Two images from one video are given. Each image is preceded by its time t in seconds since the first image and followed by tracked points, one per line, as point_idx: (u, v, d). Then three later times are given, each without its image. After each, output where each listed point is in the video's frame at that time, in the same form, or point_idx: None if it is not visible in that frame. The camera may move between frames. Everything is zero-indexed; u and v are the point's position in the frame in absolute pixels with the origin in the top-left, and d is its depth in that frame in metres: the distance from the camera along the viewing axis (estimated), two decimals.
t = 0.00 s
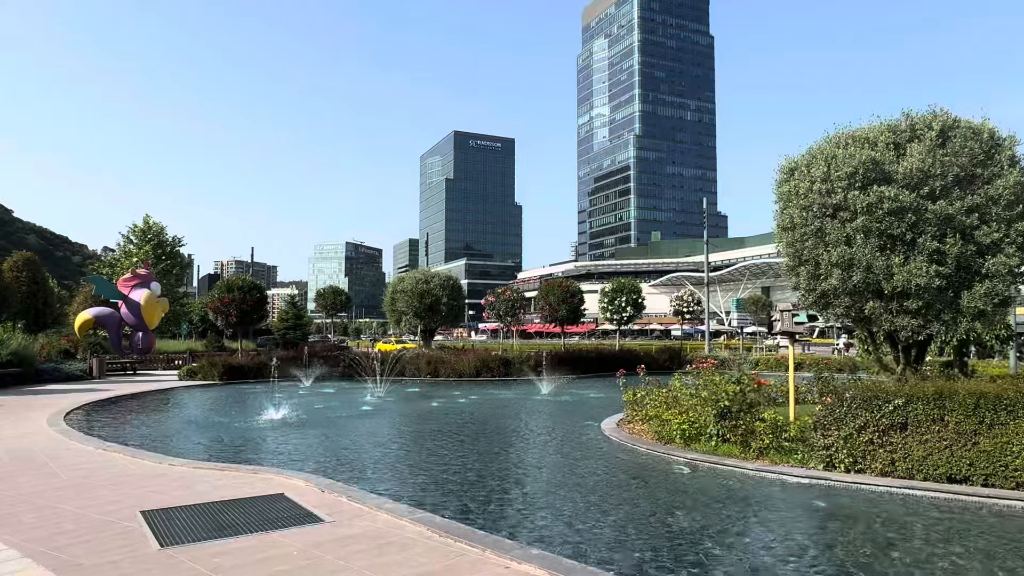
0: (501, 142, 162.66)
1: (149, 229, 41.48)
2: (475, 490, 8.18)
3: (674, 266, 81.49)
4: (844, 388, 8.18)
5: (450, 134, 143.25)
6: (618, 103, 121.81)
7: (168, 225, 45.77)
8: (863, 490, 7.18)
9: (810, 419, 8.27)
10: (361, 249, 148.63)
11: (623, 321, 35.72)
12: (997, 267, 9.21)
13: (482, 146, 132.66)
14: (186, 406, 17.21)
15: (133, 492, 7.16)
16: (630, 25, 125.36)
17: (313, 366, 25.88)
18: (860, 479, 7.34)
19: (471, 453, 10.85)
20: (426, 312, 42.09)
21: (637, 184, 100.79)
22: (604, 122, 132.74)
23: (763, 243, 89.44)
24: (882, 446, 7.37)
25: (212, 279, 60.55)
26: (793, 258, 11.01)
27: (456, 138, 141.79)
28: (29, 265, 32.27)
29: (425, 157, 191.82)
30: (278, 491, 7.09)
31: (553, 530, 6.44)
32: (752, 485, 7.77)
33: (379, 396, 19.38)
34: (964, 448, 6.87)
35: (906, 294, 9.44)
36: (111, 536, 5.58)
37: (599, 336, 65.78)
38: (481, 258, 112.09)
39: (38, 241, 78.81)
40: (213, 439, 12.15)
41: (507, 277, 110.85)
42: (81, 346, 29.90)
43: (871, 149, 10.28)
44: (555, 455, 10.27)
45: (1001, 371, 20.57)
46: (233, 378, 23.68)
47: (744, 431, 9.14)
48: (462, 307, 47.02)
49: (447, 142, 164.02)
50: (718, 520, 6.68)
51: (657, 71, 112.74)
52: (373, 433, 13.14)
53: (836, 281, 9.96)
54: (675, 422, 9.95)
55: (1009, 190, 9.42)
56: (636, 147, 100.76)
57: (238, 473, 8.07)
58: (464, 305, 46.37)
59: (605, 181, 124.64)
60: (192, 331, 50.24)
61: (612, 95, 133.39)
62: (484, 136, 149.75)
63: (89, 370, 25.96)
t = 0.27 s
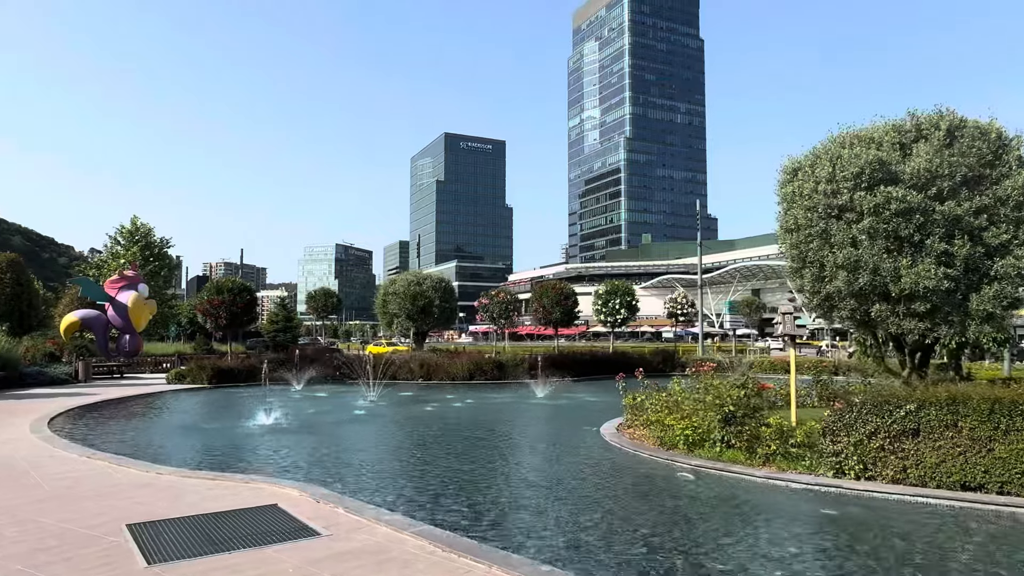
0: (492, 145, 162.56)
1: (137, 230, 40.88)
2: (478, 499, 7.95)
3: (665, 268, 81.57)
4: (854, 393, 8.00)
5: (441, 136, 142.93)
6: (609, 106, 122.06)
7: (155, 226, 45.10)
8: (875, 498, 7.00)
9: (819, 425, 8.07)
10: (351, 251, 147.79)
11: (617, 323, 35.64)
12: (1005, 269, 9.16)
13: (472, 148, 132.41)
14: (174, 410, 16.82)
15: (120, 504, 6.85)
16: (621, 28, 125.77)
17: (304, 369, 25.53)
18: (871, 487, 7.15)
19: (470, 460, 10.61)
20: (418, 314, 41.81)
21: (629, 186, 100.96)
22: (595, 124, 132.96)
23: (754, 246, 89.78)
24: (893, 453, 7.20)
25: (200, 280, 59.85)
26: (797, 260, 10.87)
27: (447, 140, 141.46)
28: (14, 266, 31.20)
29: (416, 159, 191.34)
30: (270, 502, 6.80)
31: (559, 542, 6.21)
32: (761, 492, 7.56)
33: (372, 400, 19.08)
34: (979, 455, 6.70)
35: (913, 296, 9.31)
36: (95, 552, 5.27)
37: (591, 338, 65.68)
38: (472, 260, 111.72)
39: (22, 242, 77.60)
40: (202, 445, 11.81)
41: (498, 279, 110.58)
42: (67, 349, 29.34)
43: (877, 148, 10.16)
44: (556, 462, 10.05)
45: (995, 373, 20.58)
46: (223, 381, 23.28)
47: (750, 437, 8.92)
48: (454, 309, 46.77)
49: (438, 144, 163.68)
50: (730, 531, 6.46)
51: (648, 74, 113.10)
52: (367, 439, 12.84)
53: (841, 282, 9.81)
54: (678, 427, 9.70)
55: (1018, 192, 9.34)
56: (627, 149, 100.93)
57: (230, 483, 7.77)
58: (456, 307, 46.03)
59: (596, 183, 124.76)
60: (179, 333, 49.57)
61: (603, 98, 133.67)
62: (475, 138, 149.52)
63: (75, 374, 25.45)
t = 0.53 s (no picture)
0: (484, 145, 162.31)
1: (126, 229, 40.33)
2: (490, 501, 7.86)
3: (658, 269, 81.55)
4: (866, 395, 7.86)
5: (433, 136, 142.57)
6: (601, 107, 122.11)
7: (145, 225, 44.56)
8: (890, 501, 6.83)
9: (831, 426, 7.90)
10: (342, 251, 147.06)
11: (612, 324, 35.52)
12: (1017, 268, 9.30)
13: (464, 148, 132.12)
14: (165, 412, 16.47)
15: (109, 511, 6.54)
16: (613, 29, 125.91)
17: (297, 370, 25.19)
18: (886, 490, 6.98)
19: (476, 461, 10.48)
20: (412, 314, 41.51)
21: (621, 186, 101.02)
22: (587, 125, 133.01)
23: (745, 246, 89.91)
24: (908, 455, 7.03)
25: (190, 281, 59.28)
26: (805, 260, 11.06)
27: (440, 140, 141.11)
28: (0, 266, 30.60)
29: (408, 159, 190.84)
30: (267, 508, 6.52)
31: (570, 548, 6.00)
32: (772, 496, 7.37)
33: (367, 401, 18.79)
34: (997, 457, 6.55)
35: (924, 295, 9.24)
36: (84, 564, 4.97)
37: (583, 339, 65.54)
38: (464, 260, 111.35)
39: (7, 242, 76.61)
40: (195, 448, 11.52)
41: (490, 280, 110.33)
42: (55, 350, 28.84)
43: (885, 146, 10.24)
44: (562, 464, 9.88)
45: (991, 374, 20.52)
46: (214, 382, 22.91)
47: (759, 439, 8.74)
48: (448, 310, 46.49)
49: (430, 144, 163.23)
50: (747, 534, 6.30)
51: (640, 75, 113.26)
52: (363, 441, 12.57)
53: (850, 281, 9.75)
54: (684, 429, 9.50)
55: None
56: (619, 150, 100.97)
57: (225, 489, 7.48)
58: (450, 307, 45.73)
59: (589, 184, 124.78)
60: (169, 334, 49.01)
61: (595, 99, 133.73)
62: (467, 138, 149.23)
63: (63, 375, 24.99)
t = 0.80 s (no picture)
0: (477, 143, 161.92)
1: (116, 227, 39.79)
2: (503, 501, 7.73)
3: (650, 267, 81.54)
4: (880, 395, 7.70)
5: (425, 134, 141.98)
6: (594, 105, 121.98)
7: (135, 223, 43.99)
8: (908, 504, 6.66)
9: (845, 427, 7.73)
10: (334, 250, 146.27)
11: (609, 322, 35.35)
12: None
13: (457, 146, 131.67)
14: (156, 412, 16.14)
15: (102, 517, 6.28)
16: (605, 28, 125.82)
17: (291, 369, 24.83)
18: (902, 493, 6.80)
19: (480, 462, 10.30)
20: (406, 312, 41.17)
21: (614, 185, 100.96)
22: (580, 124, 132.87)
23: (737, 245, 90.10)
24: (926, 455, 6.87)
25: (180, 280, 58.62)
26: (812, 256, 10.86)
27: (432, 138, 140.56)
28: None
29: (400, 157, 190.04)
30: (267, 515, 6.27)
31: (586, 552, 5.82)
32: (786, 498, 7.18)
33: (362, 401, 18.51)
34: (1019, 459, 6.41)
35: (937, 293, 9.19)
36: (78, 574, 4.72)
37: (576, 338, 65.40)
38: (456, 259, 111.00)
39: None
40: (189, 449, 11.25)
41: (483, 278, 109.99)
42: (43, 349, 28.34)
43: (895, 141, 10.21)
44: (568, 464, 9.70)
45: (987, 373, 20.51)
46: (206, 382, 22.55)
47: (769, 440, 8.55)
48: (442, 308, 46.18)
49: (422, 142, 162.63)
50: (766, 537, 6.12)
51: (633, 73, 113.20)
52: (360, 442, 12.32)
53: (862, 278, 9.71)
54: (691, 430, 9.31)
55: None
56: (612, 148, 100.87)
57: (223, 493, 7.23)
58: (444, 306, 45.45)
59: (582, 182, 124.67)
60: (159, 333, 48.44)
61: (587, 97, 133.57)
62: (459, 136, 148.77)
63: (52, 375, 24.54)
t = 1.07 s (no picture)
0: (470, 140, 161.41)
1: (106, 223, 39.29)
2: (517, 499, 7.63)
3: (644, 265, 81.56)
4: (894, 395, 7.56)
5: (418, 130, 141.41)
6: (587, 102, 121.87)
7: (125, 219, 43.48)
8: (928, 505, 6.51)
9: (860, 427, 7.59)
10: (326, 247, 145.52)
11: (605, 319, 35.24)
12: None
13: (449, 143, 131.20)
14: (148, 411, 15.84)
15: (97, 522, 6.03)
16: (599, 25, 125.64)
17: (285, 366, 24.51)
18: (920, 494, 6.66)
19: (483, 462, 10.11)
20: (402, 309, 40.87)
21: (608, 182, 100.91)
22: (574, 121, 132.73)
23: (731, 243, 90.21)
24: (944, 455, 6.72)
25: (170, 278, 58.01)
26: (821, 252, 10.79)
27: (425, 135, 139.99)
28: None
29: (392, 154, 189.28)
30: (269, 519, 6.04)
31: (603, 555, 5.65)
32: (799, 500, 7.01)
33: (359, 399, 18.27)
34: None
35: (952, 289, 9.26)
36: None
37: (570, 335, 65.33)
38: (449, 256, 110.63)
39: None
40: (184, 449, 10.99)
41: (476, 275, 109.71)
42: (33, 347, 27.90)
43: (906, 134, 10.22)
44: (574, 463, 9.55)
45: (986, 370, 20.56)
46: (199, 380, 22.22)
47: (780, 440, 8.41)
48: (437, 306, 45.92)
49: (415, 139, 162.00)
50: (786, 539, 5.97)
51: (626, 70, 113.10)
52: (357, 442, 12.08)
53: (873, 274, 9.68)
54: (700, 429, 9.16)
55: None
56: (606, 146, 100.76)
57: (220, 496, 6.97)
58: (438, 304, 45.19)
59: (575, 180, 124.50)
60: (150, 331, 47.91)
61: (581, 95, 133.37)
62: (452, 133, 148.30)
63: (42, 373, 24.14)
